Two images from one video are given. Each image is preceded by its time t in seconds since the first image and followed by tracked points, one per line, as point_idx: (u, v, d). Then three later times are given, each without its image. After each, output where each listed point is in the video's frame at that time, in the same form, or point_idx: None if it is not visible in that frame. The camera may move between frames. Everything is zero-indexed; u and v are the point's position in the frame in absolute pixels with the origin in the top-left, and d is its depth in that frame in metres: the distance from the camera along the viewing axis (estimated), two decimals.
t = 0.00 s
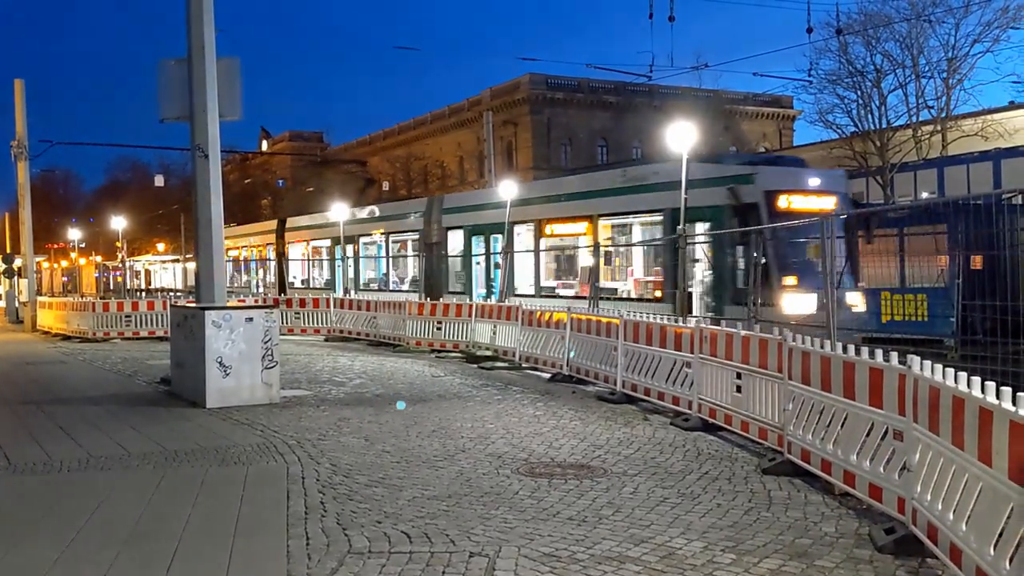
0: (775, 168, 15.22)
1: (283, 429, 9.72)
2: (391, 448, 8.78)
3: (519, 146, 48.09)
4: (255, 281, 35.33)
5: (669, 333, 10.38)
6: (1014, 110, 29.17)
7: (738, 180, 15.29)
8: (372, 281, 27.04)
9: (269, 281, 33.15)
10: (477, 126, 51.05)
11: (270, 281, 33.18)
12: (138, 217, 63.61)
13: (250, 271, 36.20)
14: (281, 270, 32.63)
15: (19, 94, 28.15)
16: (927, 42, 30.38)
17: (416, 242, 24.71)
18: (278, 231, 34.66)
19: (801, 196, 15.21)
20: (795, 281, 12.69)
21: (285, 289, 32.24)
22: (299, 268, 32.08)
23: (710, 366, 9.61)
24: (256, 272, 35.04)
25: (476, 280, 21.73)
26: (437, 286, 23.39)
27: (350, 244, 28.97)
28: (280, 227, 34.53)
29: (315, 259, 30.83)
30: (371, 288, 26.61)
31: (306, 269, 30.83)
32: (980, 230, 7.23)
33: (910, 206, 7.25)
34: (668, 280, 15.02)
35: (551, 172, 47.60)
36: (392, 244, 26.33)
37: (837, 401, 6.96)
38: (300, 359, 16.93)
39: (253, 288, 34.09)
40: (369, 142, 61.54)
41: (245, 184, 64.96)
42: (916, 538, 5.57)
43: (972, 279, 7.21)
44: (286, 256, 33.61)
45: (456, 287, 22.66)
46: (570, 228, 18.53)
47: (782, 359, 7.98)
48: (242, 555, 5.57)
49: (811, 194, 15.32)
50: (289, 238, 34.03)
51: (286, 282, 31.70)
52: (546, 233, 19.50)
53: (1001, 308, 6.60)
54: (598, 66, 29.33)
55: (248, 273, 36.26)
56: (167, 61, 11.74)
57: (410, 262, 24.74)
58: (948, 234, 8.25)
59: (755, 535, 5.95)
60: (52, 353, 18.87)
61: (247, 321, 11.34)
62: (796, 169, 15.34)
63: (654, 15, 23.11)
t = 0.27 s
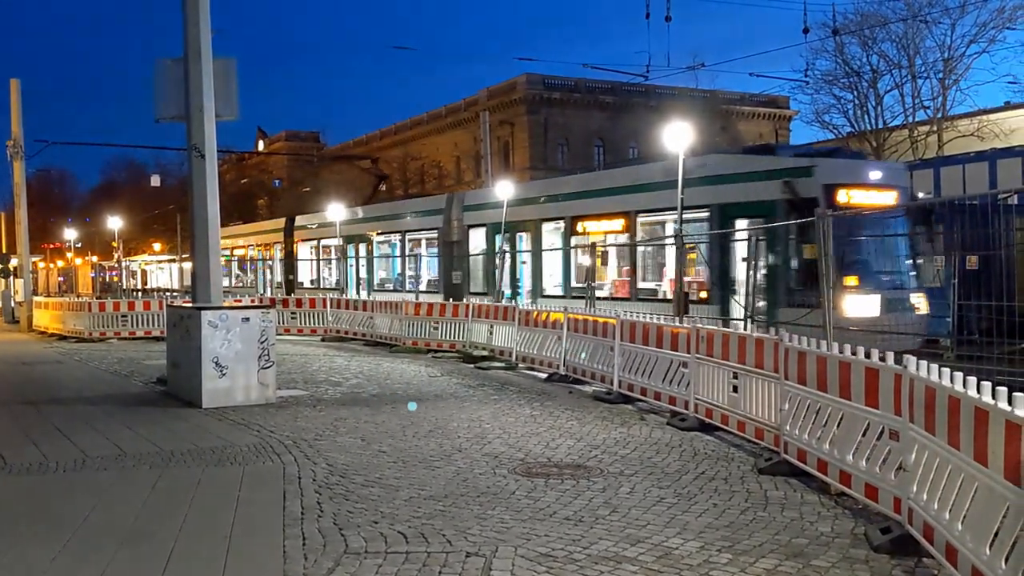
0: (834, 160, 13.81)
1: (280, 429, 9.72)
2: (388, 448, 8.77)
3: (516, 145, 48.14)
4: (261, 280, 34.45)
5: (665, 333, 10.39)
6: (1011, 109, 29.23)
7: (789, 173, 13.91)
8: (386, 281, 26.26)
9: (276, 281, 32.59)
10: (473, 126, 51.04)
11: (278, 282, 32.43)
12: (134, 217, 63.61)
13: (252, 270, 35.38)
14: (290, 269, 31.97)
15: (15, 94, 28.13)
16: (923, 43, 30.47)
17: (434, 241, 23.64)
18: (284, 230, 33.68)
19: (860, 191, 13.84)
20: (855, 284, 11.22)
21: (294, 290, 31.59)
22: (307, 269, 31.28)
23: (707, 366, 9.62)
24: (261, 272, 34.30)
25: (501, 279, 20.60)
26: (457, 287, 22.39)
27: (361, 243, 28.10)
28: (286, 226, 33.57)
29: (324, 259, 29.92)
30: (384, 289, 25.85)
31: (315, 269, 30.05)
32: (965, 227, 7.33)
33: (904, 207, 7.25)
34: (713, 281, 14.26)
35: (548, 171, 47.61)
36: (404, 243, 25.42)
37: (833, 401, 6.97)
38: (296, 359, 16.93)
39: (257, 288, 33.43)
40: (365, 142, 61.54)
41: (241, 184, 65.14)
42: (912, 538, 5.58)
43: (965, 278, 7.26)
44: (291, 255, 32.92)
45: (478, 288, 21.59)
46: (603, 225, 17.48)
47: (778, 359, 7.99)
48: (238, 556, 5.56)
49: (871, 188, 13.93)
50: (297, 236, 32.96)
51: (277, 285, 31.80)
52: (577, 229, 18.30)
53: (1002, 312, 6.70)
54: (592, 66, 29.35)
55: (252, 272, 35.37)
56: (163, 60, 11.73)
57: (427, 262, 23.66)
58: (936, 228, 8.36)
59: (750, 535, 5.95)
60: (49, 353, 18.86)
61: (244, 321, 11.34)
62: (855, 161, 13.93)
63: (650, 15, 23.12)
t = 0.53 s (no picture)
0: (899, 152, 12.53)
1: (276, 429, 9.70)
2: (384, 448, 8.76)
3: (513, 145, 48.16)
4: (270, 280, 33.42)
5: (662, 333, 10.39)
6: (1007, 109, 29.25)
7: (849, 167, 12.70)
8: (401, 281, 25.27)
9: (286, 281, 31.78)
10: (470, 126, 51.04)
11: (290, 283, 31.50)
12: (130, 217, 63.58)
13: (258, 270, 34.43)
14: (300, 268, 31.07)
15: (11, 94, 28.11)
16: (919, 43, 30.53)
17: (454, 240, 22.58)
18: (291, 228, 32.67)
19: (932, 184, 12.56)
20: (926, 284, 11.16)
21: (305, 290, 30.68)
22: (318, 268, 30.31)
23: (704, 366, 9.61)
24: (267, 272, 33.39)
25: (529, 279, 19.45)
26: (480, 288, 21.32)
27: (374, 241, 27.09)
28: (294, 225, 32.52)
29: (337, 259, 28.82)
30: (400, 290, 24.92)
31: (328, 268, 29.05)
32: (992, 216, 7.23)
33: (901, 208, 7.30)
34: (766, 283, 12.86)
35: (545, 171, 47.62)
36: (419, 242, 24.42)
37: (830, 401, 6.98)
38: (292, 359, 16.92)
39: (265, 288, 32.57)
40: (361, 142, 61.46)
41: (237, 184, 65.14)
42: (908, 538, 5.59)
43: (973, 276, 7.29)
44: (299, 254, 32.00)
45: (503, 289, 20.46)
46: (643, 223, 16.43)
47: (775, 359, 8.00)
48: (234, 556, 5.55)
49: (942, 181, 12.66)
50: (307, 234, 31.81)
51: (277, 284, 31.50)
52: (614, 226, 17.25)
53: (1007, 314, 6.66)
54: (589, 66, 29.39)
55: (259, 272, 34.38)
56: (160, 59, 11.71)
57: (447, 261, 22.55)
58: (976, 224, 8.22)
59: (747, 535, 5.96)
60: (45, 353, 18.85)
61: (240, 321, 11.31)
62: (921, 153, 12.63)
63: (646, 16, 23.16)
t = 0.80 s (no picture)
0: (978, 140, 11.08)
1: (272, 430, 9.68)
2: (381, 448, 8.75)
3: (510, 145, 48.16)
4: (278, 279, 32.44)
5: (659, 333, 10.39)
6: (1003, 109, 29.28)
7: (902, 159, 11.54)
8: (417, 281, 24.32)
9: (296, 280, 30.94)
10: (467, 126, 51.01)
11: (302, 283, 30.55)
12: (126, 216, 63.47)
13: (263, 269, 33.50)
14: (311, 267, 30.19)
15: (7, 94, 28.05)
16: (915, 44, 30.58)
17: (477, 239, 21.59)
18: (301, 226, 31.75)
19: (1011, 177, 11.05)
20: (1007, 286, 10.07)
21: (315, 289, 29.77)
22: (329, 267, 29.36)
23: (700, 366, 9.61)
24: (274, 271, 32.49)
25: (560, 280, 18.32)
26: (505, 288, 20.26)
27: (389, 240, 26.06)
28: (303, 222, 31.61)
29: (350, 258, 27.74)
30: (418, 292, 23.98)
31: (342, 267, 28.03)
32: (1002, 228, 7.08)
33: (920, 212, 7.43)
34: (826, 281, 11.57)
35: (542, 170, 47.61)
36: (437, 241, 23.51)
37: (826, 401, 6.99)
38: (289, 359, 16.91)
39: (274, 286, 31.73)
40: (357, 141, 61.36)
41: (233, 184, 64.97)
42: (905, 538, 5.59)
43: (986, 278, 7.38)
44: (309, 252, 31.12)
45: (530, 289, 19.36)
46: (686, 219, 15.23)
47: (772, 358, 8.00)
48: (230, 556, 5.54)
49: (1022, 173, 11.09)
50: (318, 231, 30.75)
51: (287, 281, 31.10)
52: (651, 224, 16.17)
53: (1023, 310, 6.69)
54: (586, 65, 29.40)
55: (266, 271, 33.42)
56: (156, 60, 11.69)
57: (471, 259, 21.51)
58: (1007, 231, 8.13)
59: (743, 535, 5.95)
60: (40, 354, 18.80)
61: (237, 321, 11.30)
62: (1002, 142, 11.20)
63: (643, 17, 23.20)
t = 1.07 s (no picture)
0: None
1: (267, 430, 9.65)
2: (376, 448, 8.74)
3: (505, 145, 48.17)
4: (285, 280, 31.37)
5: (653, 333, 10.40)
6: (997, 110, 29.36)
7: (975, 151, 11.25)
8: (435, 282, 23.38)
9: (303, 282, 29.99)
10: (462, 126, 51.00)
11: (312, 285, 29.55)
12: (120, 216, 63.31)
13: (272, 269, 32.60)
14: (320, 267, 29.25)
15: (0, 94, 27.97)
16: (910, 45, 30.66)
17: (486, 240, 21.16)
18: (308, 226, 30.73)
19: None
20: None
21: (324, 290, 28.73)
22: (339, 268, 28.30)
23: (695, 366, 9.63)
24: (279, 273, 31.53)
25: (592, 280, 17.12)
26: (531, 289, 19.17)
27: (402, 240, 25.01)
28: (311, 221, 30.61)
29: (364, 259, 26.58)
30: (435, 292, 23.03)
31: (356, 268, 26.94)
32: (1016, 222, 7.02)
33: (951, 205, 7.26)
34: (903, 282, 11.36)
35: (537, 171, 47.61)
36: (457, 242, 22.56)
37: (820, 401, 7.00)
38: (284, 359, 16.88)
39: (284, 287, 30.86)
40: (352, 141, 61.28)
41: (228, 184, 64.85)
42: (898, 538, 5.60)
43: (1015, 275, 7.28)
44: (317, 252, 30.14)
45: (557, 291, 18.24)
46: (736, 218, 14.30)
47: (766, 359, 8.01)
48: (225, 557, 5.52)
49: None
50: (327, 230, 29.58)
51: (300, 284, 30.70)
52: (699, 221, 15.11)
53: None
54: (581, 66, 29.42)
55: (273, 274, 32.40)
56: (150, 59, 11.67)
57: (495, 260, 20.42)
58: None
59: (738, 535, 5.96)
60: (33, 354, 18.73)
61: (231, 321, 11.26)
62: None
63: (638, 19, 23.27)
